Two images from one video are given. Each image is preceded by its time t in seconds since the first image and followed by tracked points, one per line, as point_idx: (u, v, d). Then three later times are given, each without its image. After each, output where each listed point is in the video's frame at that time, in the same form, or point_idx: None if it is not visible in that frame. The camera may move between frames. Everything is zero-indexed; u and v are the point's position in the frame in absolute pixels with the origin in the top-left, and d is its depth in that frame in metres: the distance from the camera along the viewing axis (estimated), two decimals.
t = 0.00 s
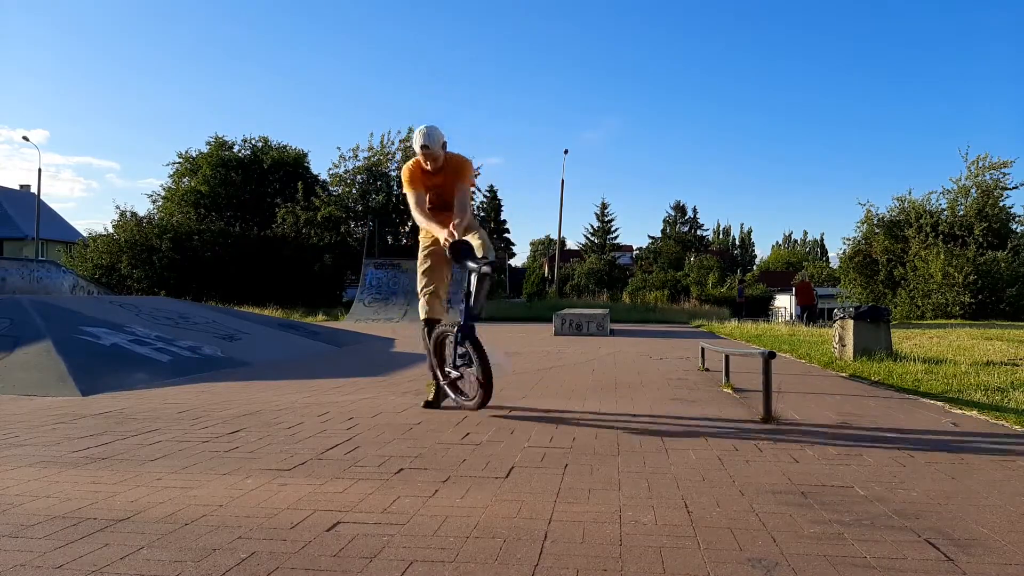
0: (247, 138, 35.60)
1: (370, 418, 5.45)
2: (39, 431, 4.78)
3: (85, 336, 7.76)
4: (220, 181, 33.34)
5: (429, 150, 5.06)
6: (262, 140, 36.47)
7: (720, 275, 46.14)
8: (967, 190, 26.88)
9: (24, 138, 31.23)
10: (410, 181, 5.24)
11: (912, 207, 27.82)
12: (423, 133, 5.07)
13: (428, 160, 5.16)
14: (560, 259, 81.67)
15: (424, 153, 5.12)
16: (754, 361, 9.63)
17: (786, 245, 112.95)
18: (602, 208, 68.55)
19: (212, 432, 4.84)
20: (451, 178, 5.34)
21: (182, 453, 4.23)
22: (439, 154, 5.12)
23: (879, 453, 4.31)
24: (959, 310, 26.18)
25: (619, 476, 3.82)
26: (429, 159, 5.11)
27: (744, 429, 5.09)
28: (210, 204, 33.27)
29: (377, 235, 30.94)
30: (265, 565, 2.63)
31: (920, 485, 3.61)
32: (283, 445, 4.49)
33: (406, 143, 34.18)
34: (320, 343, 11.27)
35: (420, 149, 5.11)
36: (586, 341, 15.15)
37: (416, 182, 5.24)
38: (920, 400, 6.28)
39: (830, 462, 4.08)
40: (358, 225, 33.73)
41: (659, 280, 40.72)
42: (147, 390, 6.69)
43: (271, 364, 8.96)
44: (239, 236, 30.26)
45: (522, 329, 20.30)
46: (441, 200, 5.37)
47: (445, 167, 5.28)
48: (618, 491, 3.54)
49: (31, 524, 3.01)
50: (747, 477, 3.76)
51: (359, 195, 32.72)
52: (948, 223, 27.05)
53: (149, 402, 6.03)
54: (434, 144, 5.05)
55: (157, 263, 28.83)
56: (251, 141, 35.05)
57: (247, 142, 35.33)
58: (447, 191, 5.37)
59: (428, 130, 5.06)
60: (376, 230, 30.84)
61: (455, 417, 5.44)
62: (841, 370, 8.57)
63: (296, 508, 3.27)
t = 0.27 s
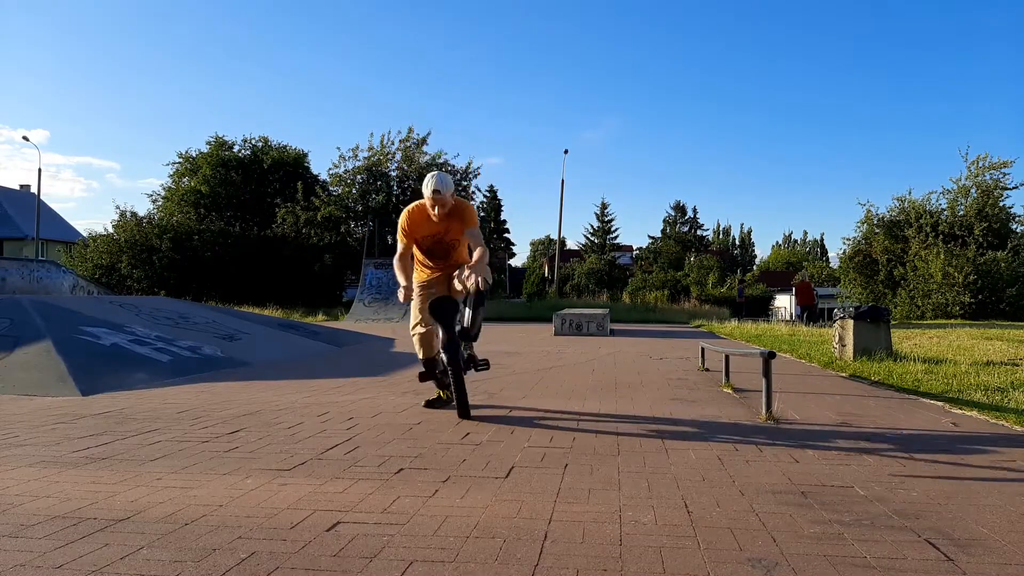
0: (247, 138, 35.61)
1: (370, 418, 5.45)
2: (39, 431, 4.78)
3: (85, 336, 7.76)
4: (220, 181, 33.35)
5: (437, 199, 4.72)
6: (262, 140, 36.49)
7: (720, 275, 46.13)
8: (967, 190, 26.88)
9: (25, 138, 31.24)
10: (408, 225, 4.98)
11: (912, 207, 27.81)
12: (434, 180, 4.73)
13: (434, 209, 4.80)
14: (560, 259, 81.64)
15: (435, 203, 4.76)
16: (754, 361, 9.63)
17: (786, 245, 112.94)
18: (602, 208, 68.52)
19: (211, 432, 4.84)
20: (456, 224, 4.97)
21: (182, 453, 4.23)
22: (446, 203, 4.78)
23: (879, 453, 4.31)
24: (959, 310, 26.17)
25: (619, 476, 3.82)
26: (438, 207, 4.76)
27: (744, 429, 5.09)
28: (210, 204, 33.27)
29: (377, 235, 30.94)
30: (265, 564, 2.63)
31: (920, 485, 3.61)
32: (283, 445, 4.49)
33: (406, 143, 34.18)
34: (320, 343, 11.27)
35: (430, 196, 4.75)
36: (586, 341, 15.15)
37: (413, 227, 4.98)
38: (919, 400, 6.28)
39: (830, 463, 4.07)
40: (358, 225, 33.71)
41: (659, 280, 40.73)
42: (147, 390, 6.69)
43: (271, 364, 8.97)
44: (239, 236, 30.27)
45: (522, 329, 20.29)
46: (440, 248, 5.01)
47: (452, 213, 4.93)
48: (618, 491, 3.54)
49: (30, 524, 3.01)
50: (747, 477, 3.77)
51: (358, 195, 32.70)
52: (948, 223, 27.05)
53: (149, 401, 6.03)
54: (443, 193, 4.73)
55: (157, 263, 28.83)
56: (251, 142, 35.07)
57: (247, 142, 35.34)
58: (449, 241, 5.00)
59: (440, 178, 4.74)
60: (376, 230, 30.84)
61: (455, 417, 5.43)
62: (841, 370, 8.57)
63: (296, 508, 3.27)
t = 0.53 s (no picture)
0: (247, 138, 35.62)
1: (370, 418, 5.45)
2: (39, 431, 4.78)
3: (85, 336, 7.76)
4: (220, 181, 33.34)
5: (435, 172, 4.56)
6: (262, 140, 36.50)
7: (720, 275, 46.12)
8: (967, 190, 26.88)
9: (25, 139, 31.25)
10: (403, 205, 4.78)
11: (912, 207, 27.81)
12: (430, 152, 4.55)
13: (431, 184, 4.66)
14: (560, 259, 81.62)
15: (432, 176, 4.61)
16: (754, 360, 9.63)
17: (786, 245, 112.96)
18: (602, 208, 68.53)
19: (211, 433, 4.84)
20: (457, 202, 4.81)
21: (182, 453, 4.23)
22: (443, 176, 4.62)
23: (879, 454, 4.30)
24: (959, 310, 26.18)
25: (619, 476, 3.82)
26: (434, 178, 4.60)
27: (744, 429, 5.09)
28: (210, 204, 33.26)
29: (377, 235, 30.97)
30: (265, 565, 2.62)
31: (920, 486, 3.60)
32: (283, 445, 4.49)
33: (406, 143, 34.18)
34: (320, 343, 11.26)
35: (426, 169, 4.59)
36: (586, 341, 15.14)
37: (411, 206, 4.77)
38: (920, 400, 6.28)
39: (830, 463, 4.07)
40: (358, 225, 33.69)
41: (659, 280, 40.73)
42: (147, 390, 6.69)
43: (271, 364, 8.97)
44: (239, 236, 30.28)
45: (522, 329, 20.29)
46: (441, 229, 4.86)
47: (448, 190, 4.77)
48: (617, 491, 3.54)
49: (31, 523, 3.01)
50: (747, 477, 3.76)
51: (358, 195, 32.69)
52: (948, 223, 27.05)
53: (149, 401, 6.03)
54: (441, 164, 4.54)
55: (157, 263, 28.83)
56: (251, 142, 35.07)
57: (247, 142, 35.34)
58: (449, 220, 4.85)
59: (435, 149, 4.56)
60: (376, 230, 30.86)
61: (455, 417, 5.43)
62: (841, 370, 8.57)
63: (296, 508, 3.27)
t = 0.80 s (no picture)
0: (247, 138, 35.61)
1: (370, 418, 5.44)
2: (39, 431, 4.78)
3: (85, 336, 7.76)
4: (220, 180, 33.34)
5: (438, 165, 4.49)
6: (262, 139, 36.50)
7: (720, 275, 46.13)
8: (967, 190, 26.88)
9: (25, 139, 31.23)
10: (405, 197, 4.77)
11: (912, 207, 27.81)
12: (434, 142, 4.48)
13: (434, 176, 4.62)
14: (560, 259, 81.61)
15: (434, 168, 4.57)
16: (754, 360, 9.62)
17: (786, 245, 112.98)
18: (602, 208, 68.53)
19: (211, 432, 4.84)
20: (460, 196, 4.78)
21: (182, 453, 4.23)
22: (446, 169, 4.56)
23: (879, 454, 4.30)
24: (959, 310, 26.19)
25: (619, 476, 3.81)
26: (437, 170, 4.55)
27: (744, 429, 5.09)
28: (210, 204, 33.29)
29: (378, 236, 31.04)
30: (265, 565, 2.63)
31: (920, 486, 3.60)
32: (283, 445, 4.49)
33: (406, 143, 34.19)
34: (320, 343, 11.26)
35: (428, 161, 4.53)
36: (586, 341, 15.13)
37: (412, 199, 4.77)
38: (920, 400, 6.28)
39: (831, 463, 4.07)
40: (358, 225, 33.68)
41: (659, 280, 40.73)
42: (147, 390, 6.69)
43: (271, 364, 8.97)
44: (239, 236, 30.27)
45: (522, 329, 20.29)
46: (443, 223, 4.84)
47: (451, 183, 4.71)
48: (617, 491, 3.54)
49: (30, 524, 3.01)
50: (747, 477, 3.76)
51: (358, 195, 32.71)
52: (948, 223, 27.06)
53: (149, 401, 6.04)
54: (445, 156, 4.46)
55: (157, 263, 28.81)
56: (251, 142, 35.08)
57: (247, 142, 35.35)
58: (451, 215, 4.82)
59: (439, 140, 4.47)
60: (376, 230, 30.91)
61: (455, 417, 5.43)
62: (841, 370, 8.57)
63: (296, 508, 3.27)
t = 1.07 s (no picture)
0: (247, 138, 35.62)
1: (370, 418, 5.44)
2: (39, 431, 4.78)
3: (85, 336, 7.76)
4: (220, 180, 33.34)
5: (440, 149, 4.49)
6: (262, 139, 36.53)
7: (720, 275, 46.12)
8: (967, 190, 26.88)
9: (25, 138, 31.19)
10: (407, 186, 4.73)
11: (912, 207, 27.81)
12: (436, 129, 4.49)
13: (436, 164, 4.62)
14: (560, 259, 81.58)
15: (437, 154, 4.55)
16: (755, 360, 9.62)
17: (786, 245, 113.00)
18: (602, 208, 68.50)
19: (211, 432, 4.84)
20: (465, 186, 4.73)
21: (182, 453, 4.23)
22: (449, 154, 4.55)
23: (879, 454, 4.30)
24: (959, 310, 26.19)
25: (619, 476, 3.82)
26: (441, 156, 4.54)
27: (743, 429, 5.09)
28: (210, 204, 33.28)
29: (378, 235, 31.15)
30: (265, 564, 2.62)
31: (920, 486, 3.60)
32: (283, 445, 4.49)
33: (406, 143, 34.21)
34: (320, 343, 11.27)
35: (431, 146, 4.52)
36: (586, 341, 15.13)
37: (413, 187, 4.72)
38: (920, 400, 6.28)
39: (830, 463, 4.07)
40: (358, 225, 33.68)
41: (659, 280, 40.74)
42: (147, 390, 6.68)
43: (271, 364, 8.98)
44: (239, 236, 30.28)
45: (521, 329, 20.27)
46: (446, 211, 4.79)
47: (454, 172, 4.69)
48: (617, 491, 3.54)
49: (30, 524, 3.01)
50: (747, 477, 3.76)
51: (359, 195, 32.76)
52: (948, 224, 27.07)
53: (149, 401, 6.04)
54: (446, 140, 4.47)
55: (157, 263, 28.80)
56: (251, 142, 35.11)
57: (247, 142, 35.36)
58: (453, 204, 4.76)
59: (440, 125, 4.47)
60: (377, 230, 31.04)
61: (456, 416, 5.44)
62: (841, 369, 8.58)
63: (296, 508, 3.27)
